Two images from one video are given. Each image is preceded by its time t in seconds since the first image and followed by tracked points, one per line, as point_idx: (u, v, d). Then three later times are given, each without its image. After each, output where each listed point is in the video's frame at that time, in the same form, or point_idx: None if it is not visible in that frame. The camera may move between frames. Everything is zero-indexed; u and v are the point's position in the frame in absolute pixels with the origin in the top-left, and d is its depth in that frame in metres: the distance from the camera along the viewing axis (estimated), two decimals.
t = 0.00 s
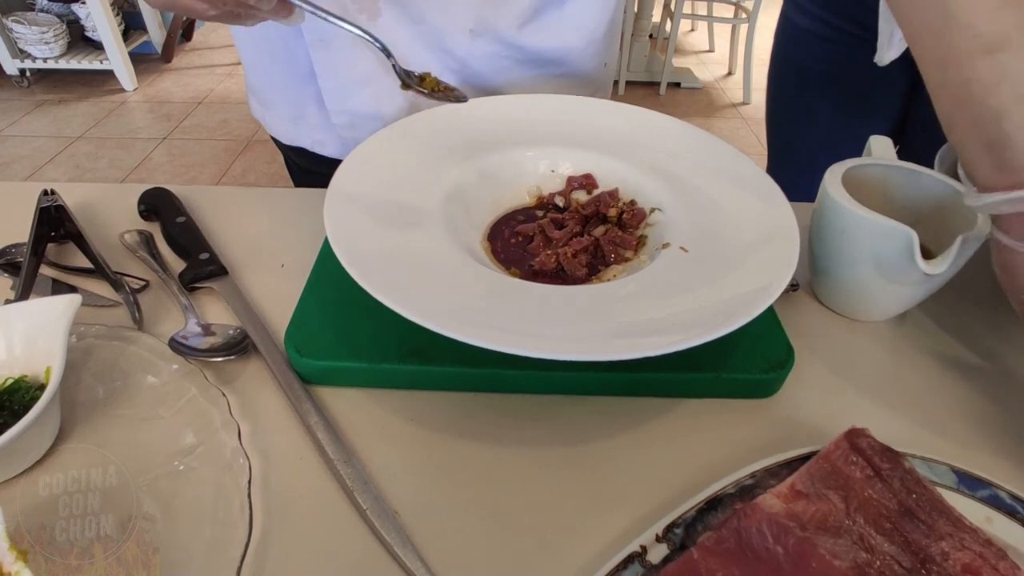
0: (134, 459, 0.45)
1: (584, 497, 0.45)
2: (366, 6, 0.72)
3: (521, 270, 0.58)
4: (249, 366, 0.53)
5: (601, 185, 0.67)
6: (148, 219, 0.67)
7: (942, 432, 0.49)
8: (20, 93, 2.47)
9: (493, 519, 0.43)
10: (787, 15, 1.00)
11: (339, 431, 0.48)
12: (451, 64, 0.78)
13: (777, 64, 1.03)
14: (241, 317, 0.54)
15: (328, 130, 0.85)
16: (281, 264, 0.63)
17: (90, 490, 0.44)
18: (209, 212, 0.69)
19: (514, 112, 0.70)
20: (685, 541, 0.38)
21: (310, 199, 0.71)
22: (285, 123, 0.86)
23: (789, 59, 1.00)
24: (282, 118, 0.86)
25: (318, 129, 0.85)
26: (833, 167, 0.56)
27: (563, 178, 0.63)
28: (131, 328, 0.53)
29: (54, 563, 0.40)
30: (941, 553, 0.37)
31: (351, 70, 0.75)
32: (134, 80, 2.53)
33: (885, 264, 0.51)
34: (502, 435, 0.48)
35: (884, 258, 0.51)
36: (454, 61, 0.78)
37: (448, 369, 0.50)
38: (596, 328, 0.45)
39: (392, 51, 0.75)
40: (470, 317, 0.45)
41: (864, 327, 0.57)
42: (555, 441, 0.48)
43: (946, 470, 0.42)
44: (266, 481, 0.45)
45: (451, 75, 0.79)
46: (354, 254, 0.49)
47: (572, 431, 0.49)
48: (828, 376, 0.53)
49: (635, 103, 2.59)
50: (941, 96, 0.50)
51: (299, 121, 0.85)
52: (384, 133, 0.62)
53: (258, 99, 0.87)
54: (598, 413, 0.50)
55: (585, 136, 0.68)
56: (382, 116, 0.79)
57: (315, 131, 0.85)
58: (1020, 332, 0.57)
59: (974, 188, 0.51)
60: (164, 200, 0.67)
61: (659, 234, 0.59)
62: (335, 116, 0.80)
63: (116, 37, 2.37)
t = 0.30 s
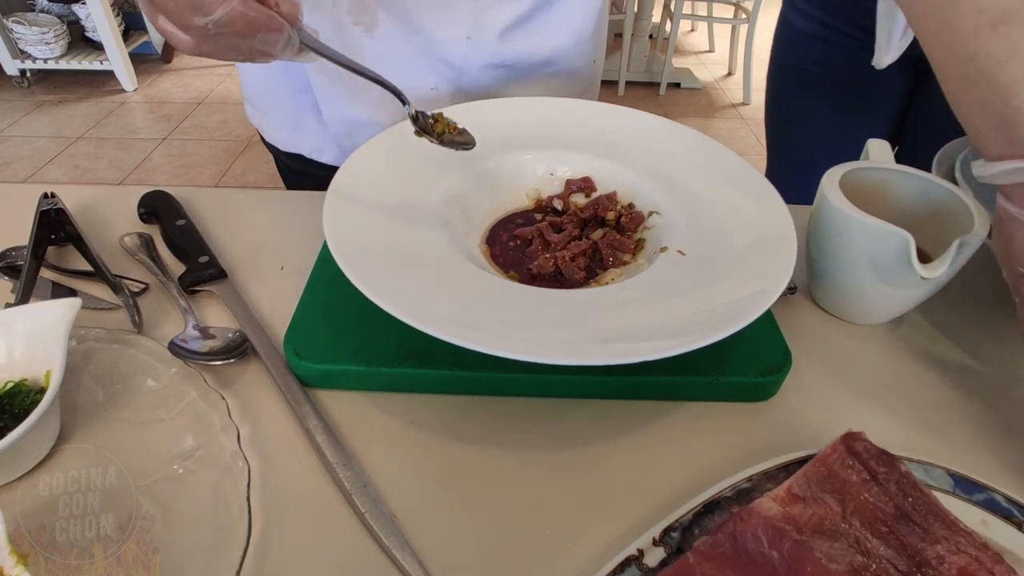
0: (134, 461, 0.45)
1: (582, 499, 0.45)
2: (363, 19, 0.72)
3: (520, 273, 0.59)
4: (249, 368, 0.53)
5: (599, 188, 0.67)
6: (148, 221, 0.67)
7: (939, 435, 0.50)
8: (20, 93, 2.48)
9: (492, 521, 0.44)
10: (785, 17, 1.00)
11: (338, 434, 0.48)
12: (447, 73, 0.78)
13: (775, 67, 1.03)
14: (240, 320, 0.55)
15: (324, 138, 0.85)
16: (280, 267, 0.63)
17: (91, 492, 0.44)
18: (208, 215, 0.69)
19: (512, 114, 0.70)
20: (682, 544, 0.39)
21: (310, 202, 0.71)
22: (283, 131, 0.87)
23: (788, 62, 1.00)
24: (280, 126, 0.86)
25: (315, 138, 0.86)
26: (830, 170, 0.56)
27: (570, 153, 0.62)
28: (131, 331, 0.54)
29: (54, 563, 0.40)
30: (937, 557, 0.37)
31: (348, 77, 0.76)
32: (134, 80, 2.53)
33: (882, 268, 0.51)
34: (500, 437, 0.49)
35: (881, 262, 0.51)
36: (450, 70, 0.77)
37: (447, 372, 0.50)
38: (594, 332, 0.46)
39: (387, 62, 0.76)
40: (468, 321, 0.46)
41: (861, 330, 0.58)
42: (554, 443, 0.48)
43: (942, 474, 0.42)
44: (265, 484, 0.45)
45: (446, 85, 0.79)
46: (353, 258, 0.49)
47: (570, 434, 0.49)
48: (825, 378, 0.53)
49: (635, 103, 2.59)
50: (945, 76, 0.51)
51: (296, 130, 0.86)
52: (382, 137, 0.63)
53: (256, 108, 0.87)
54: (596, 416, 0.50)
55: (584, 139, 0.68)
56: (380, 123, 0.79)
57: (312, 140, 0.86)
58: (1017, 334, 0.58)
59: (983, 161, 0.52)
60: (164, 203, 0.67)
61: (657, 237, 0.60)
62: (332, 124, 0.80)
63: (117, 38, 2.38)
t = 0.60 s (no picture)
0: (134, 462, 0.45)
1: (579, 499, 0.45)
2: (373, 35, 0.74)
3: (518, 274, 0.59)
4: (248, 369, 0.53)
5: (598, 188, 0.67)
6: (148, 222, 0.67)
7: (935, 435, 0.50)
8: (20, 94, 2.48)
9: (490, 522, 0.44)
10: (785, 17, 1.00)
11: (337, 435, 0.49)
12: (461, 80, 0.78)
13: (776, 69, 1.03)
14: (239, 320, 0.55)
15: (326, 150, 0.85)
16: (280, 268, 0.63)
17: (91, 492, 0.44)
18: (208, 216, 0.69)
19: (510, 116, 0.70)
20: (680, 545, 0.39)
21: (309, 203, 0.71)
22: (281, 150, 0.87)
23: (787, 62, 1.00)
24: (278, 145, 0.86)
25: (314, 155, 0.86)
26: (829, 172, 0.56)
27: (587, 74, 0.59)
28: (131, 332, 0.54)
29: (54, 563, 0.41)
30: (933, 557, 0.37)
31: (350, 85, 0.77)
32: (134, 81, 2.53)
33: (880, 269, 0.51)
34: (498, 438, 0.49)
35: (879, 263, 0.51)
36: (464, 77, 0.78)
37: (445, 373, 0.50)
38: (595, 333, 0.46)
39: (401, 73, 0.76)
40: (466, 321, 0.46)
41: (859, 331, 0.58)
42: (551, 444, 0.48)
43: (939, 475, 0.42)
44: (265, 485, 0.45)
45: (460, 93, 0.80)
46: (352, 259, 0.49)
47: (568, 434, 0.49)
48: (823, 379, 0.54)
49: (636, 103, 2.60)
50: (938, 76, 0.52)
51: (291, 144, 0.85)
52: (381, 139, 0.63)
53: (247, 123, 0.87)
54: (593, 417, 0.50)
55: (583, 141, 0.69)
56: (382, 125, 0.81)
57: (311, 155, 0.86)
58: (1014, 334, 0.58)
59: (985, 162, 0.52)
60: (164, 204, 0.67)
61: (656, 239, 0.60)
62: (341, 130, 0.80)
63: (117, 39, 2.38)
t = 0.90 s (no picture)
0: (139, 461, 0.47)
1: (568, 497, 0.47)
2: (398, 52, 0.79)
3: (512, 279, 0.60)
4: (250, 371, 0.55)
5: (589, 196, 0.69)
6: (152, 228, 0.69)
7: (912, 435, 0.52)
8: (22, 95, 2.50)
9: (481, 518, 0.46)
10: (777, 24, 1.02)
11: (336, 435, 0.50)
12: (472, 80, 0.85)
13: (769, 73, 1.04)
14: (241, 324, 0.57)
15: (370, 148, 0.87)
16: (280, 272, 0.65)
17: (96, 491, 0.46)
18: (210, 221, 0.71)
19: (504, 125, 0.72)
20: (662, 539, 0.41)
21: (309, 209, 0.73)
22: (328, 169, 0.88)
23: (779, 67, 1.02)
24: (324, 165, 0.87)
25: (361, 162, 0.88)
26: (811, 181, 0.58)
27: None
28: (137, 335, 0.56)
29: (64, 557, 0.42)
30: (903, 551, 0.39)
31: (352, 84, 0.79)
32: (135, 82, 2.55)
33: (859, 275, 0.53)
34: (490, 438, 0.51)
35: (858, 269, 0.53)
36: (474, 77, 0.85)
37: (438, 375, 0.52)
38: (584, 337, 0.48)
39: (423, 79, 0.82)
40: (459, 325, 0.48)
41: (842, 334, 0.60)
42: (541, 444, 0.50)
43: (912, 473, 0.44)
44: (266, 482, 0.47)
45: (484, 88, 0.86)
46: (351, 266, 0.51)
47: (558, 434, 0.51)
48: (805, 381, 0.55)
49: (634, 104, 2.62)
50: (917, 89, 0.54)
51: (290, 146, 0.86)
52: (377, 148, 0.65)
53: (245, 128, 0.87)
54: (582, 418, 0.52)
55: (575, 149, 0.70)
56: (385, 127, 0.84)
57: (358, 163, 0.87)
58: (992, 336, 0.60)
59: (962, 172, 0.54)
60: (167, 210, 0.69)
61: (644, 245, 0.61)
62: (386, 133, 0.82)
63: (117, 40, 2.40)
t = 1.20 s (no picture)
0: (151, 459, 0.50)
1: (556, 492, 0.50)
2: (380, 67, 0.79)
3: (505, 286, 0.63)
4: (255, 374, 0.58)
5: (580, 205, 0.72)
6: (159, 235, 0.72)
7: (883, 434, 0.54)
8: (24, 98, 2.52)
9: (475, 512, 0.48)
10: (766, 34, 1.05)
11: (336, 434, 0.53)
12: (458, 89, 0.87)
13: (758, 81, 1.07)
14: (247, 329, 0.59)
15: (354, 151, 0.90)
16: (283, 279, 0.68)
17: (111, 486, 0.48)
18: (215, 229, 0.74)
19: (497, 136, 0.75)
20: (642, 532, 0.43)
21: (309, 217, 0.76)
22: (312, 176, 0.91)
23: (768, 74, 1.04)
24: (308, 172, 0.90)
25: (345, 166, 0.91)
26: (790, 192, 0.61)
27: (543, 12, 0.69)
28: (147, 340, 0.59)
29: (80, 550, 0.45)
30: (867, 542, 0.42)
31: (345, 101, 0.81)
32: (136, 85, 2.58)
33: (835, 281, 0.56)
34: (483, 437, 0.53)
35: (834, 276, 0.56)
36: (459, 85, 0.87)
37: (433, 378, 0.55)
38: (571, 342, 0.50)
39: (410, 92, 0.83)
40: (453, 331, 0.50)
41: (821, 338, 0.62)
42: (532, 443, 0.53)
43: (878, 469, 0.47)
44: (270, 479, 0.50)
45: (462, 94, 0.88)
46: (350, 274, 0.54)
47: (547, 434, 0.54)
48: (784, 383, 0.58)
49: (632, 107, 2.65)
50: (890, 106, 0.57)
51: (282, 158, 0.88)
52: (372, 159, 0.67)
53: (234, 140, 0.89)
54: (571, 418, 0.55)
55: (566, 160, 0.73)
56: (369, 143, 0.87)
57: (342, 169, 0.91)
58: (963, 340, 0.62)
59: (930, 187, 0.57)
60: (174, 219, 0.71)
61: (631, 252, 0.64)
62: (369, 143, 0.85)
63: (118, 43, 2.43)
